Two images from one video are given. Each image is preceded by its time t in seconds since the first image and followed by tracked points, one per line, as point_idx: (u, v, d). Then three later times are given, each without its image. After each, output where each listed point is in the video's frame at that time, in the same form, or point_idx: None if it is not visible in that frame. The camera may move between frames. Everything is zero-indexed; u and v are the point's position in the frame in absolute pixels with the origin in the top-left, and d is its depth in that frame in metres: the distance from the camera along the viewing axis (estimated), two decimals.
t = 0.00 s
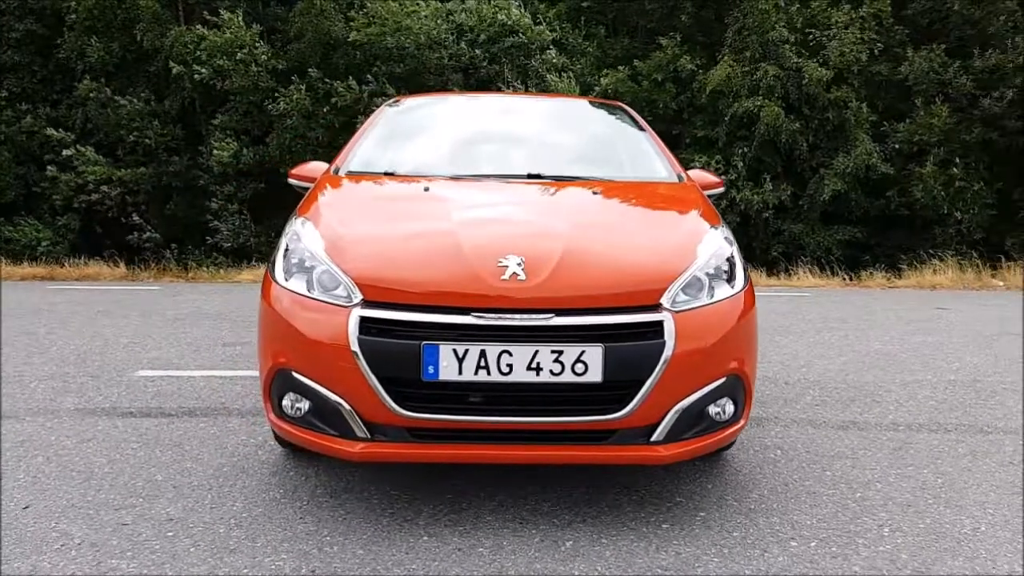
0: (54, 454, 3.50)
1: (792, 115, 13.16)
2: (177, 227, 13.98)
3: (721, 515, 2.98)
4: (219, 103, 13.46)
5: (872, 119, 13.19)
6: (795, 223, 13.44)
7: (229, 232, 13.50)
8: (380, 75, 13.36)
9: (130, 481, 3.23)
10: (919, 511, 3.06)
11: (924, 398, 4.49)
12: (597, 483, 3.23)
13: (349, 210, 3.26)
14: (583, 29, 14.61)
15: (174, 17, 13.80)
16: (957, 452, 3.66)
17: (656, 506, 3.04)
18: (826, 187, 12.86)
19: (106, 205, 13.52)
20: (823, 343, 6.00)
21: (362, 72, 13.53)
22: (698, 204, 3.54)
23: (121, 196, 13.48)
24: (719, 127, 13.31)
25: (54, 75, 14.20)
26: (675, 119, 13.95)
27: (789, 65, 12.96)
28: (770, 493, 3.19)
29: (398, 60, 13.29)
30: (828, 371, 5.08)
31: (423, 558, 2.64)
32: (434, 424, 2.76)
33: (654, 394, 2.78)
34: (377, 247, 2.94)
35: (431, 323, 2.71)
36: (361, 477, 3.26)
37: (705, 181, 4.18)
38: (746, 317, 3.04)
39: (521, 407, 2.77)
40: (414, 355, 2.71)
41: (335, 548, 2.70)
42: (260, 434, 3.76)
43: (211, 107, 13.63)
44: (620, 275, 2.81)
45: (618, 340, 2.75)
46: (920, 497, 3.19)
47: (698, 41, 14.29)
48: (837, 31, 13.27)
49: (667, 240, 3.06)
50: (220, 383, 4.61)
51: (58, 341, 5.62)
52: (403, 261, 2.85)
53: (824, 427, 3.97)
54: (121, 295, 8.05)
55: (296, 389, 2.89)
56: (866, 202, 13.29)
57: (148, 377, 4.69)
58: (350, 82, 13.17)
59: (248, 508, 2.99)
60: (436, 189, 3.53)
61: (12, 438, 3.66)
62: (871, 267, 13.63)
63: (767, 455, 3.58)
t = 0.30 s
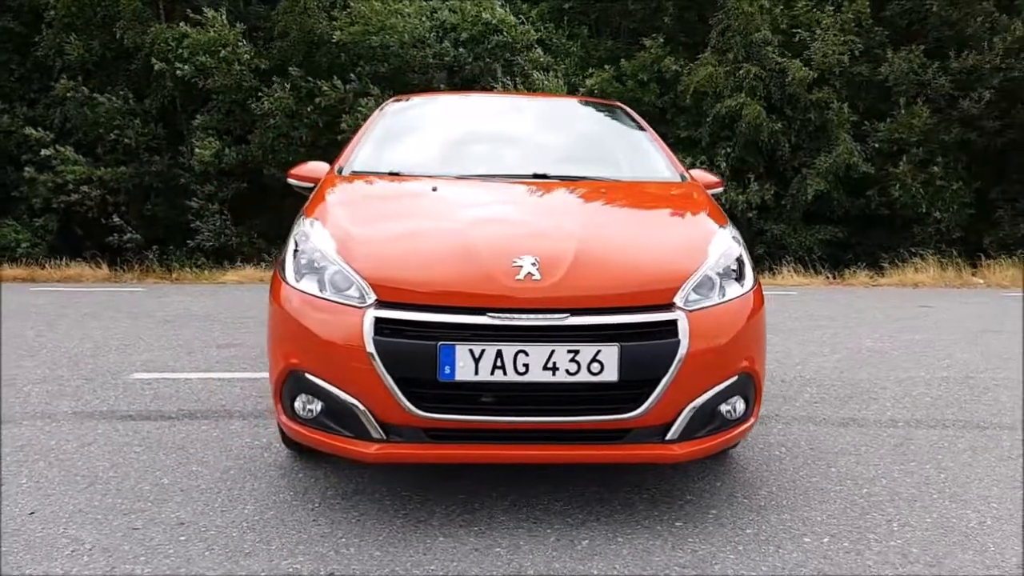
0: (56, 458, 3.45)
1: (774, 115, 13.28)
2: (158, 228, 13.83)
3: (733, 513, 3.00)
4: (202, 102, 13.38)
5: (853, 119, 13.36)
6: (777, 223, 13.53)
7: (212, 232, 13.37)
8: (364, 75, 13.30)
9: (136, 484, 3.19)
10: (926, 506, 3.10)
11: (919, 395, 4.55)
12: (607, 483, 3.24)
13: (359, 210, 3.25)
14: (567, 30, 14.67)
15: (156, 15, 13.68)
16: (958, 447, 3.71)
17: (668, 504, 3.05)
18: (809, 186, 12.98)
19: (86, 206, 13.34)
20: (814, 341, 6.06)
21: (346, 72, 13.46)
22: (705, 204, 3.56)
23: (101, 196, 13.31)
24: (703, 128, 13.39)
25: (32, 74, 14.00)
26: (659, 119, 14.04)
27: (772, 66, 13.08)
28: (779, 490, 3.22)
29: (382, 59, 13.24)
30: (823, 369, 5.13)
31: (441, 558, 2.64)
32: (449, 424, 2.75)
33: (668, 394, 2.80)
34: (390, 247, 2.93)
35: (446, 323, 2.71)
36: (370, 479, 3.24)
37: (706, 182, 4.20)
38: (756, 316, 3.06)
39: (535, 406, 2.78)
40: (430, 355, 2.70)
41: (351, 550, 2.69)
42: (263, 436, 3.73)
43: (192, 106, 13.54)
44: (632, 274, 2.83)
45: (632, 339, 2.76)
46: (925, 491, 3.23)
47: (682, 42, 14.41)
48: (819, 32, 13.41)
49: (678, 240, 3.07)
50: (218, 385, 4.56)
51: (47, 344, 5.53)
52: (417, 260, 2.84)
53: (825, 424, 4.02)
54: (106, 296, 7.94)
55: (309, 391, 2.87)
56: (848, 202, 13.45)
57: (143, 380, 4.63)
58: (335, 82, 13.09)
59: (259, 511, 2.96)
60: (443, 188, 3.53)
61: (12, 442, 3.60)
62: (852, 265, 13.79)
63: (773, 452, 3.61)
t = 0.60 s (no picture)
0: (56, 461, 3.40)
1: (758, 115, 13.38)
2: (140, 228, 13.68)
3: (743, 510, 3.01)
4: (184, 101, 13.39)
5: (836, 119, 13.49)
6: (761, 222, 13.61)
7: (194, 232, 13.23)
8: (349, 74, 13.19)
9: (141, 488, 3.14)
10: (931, 501, 3.13)
11: (915, 392, 4.60)
12: (616, 482, 3.24)
13: (367, 208, 3.23)
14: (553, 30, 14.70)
15: (137, 13, 13.55)
16: (957, 444, 3.75)
17: (677, 503, 3.06)
18: (793, 186, 13.09)
19: (67, 205, 13.19)
20: (807, 339, 6.10)
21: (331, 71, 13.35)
22: (711, 203, 3.57)
23: (83, 196, 13.16)
24: (687, 128, 13.45)
25: (11, 72, 13.81)
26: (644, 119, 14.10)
27: (756, 67, 13.16)
28: (786, 487, 3.24)
29: (366, 58, 13.16)
30: (818, 367, 5.17)
31: (456, 559, 2.63)
32: (462, 425, 2.74)
33: (680, 392, 2.80)
34: (400, 246, 2.92)
35: (460, 322, 2.70)
36: (377, 479, 3.22)
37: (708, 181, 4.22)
38: (764, 313, 3.07)
39: (548, 405, 2.77)
40: (443, 355, 2.69)
41: (365, 551, 2.67)
42: (266, 437, 3.70)
43: (174, 105, 13.56)
44: (644, 273, 2.83)
45: (645, 338, 2.77)
46: (929, 487, 3.27)
47: (667, 43, 14.50)
48: (802, 33, 13.52)
49: (687, 239, 3.08)
50: (215, 386, 4.52)
51: (37, 346, 5.45)
52: (428, 259, 2.83)
53: (825, 422, 4.05)
54: (92, 298, 7.84)
55: (319, 391, 2.84)
56: (830, 201, 13.60)
57: (139, 382, 4.57)
58: (320, 80, 12.99)
59: (268, 514, 2.93)
60: (449, 187, 3.52)
61: (9, 445, 3.55)
62: (835, 264, 13.90)
63: (776, 450, 3.63)
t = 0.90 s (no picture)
0: (56, 464, 3.34)
1: (742, 115, 13.47)
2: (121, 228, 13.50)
3: (753, 507, 3.02)
4: (166, 101, 13.26)
5: (819, 119, 13.61)
6: (746, 222, 13.68)
7: (178, 232, 13.08)
8: (334, 72, 13.08)
9: (145, 490, 3.10)
10: (937, 497, 3.16)
11: (911, 388, 4.64)
12: (625, 480, 3.24)
13: (375, 206, 3.20)
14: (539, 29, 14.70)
15: (119, 11, 13.41)
16: (958, 439, 3.79)
17: (687, 500, 3.06)
18: (777, 185, 13.18)
19: (47, 205, 13.01)
20: (800, 337, 6.14)
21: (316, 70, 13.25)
22: (717, 202, 3.57)
23: (64, 195, 12.98)
24: (673, 128, 13.50)
25: None
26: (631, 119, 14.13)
27: (741, 67, 13.24)
28: (793, 484, 3.25)
29: (352, 57, 13.07)
30: (814, 364, 5.20)
31: (471, 559, 2.61)
32: (475, 423, 2.73)
33: (693, 390, 2.80)
34: (410, 244, 2.89)
35: (473, 320, 2.68)
36: (385, 479, 3.20)
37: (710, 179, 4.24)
38: (774, 311, 3.08)
39: (561, 404, 2.76)
40: (457, 354, 2.67)
41: (379, 552, 2.65)
42: (269, 438, 3.66)
43: (157, 104, 13.39)
44: (657, 271, 2.83)
45: (658, 335, 2.76)
46: (934, 483, 3.29)
47: (652, 43, 14.56)
48: (786, 33, 13.62)
49: (697, 237, 3.08)
50: (212, 388, 4.46)
51: (26, 347, 5.36)
52: (438, 256, 2.81)
53: (826, 418, 4.07)
54: (78, 298, 7.72)
55: (330, 392, 2.82)
56: (813, 200, 13.71)
57: (134, 383, 4.51)
58: (306, 79, 12.90)
59: (277, 516, 2.90)
60: (455, 185, 3.50)
61: (7, 448, 3.48)
62: (820, 263, 14.00)
63: (781, 447, 3.65)
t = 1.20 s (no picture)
0: (56, 468, 3.28)
1: (727, 115, 13.54)
2: (102, 229, 13.31)
3: (764, 505, 3.03)
4: (149, 101, 13.12)
5: (803, 119, 13.70)
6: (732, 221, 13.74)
7: (160, 232, 12.93)
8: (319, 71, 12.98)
9: (150, 494, 3.05)
10: (944, 492, 3.19)
11: (908, 385, 4.68)
12: (634, 479, 3.23)
13: (383, 204, 3.18)
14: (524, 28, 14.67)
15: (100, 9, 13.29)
16: (959, 435, 3.83)
17: (698, 498, 3.07)
18: (762, 185, 13.25)
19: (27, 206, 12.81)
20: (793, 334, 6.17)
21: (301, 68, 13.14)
22: (722, 201, 3.57)
23: (43, 195, 12.78)
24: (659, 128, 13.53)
25: None
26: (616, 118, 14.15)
27: (726, 67, 13.30)
28: (801, 481, 3.26)
29: (337, 55, 12.98)
30: (810, 362, 5.23)
31: (487, 560, 2.59)
32: (489, 423, 2.72)
33: (707, 388, 2.81)
34: (421, 242, 2.87)
35: (488, 319, 2.66)
36: (393, 479, 3.18)
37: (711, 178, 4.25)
38: (783, 308, 3.09)
39: (575, 403, 2.75)
40: (471, 353, 2.66)
41: (393, 553, 2.62)
42: (272, 440, 3.62)
43: (139, 103, 13.24)
44: (669, 269, 2.83)
45: (671, 333, 2.76)
46: (939, 478, 3.32)
47: (637, 43, 14.61)
48: (770, 34, 13.70)
49: (706, 236, 3.08)
50: (209, 389, 4.41)
51: (15, 349, 5.27)
52: (450, 255, 2.79)
53: (827, 416, 4.09)
54: (63, 300, 7.60)
55: (342, 392, 2.79)
56: (797, 199, 13.80)
57: (130, 386, 4.44)
58: (291, 77, 12.79)
59: (287, 518, 2.86)
60: (461, 184, 3.48)
61: (5, 452, 3.42)
62: (804, 262, 14.08)
63: (786, 444, 3.66)
